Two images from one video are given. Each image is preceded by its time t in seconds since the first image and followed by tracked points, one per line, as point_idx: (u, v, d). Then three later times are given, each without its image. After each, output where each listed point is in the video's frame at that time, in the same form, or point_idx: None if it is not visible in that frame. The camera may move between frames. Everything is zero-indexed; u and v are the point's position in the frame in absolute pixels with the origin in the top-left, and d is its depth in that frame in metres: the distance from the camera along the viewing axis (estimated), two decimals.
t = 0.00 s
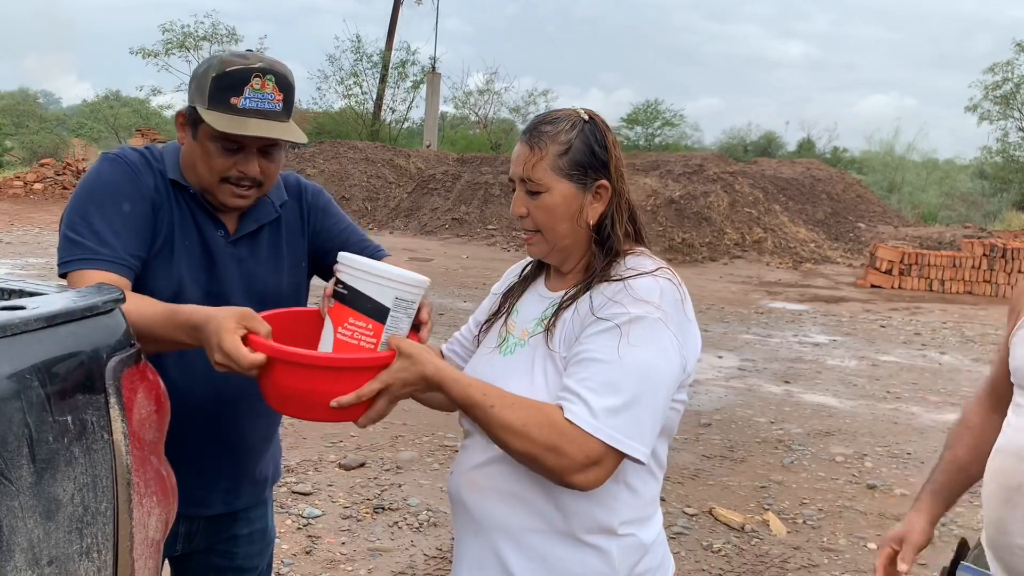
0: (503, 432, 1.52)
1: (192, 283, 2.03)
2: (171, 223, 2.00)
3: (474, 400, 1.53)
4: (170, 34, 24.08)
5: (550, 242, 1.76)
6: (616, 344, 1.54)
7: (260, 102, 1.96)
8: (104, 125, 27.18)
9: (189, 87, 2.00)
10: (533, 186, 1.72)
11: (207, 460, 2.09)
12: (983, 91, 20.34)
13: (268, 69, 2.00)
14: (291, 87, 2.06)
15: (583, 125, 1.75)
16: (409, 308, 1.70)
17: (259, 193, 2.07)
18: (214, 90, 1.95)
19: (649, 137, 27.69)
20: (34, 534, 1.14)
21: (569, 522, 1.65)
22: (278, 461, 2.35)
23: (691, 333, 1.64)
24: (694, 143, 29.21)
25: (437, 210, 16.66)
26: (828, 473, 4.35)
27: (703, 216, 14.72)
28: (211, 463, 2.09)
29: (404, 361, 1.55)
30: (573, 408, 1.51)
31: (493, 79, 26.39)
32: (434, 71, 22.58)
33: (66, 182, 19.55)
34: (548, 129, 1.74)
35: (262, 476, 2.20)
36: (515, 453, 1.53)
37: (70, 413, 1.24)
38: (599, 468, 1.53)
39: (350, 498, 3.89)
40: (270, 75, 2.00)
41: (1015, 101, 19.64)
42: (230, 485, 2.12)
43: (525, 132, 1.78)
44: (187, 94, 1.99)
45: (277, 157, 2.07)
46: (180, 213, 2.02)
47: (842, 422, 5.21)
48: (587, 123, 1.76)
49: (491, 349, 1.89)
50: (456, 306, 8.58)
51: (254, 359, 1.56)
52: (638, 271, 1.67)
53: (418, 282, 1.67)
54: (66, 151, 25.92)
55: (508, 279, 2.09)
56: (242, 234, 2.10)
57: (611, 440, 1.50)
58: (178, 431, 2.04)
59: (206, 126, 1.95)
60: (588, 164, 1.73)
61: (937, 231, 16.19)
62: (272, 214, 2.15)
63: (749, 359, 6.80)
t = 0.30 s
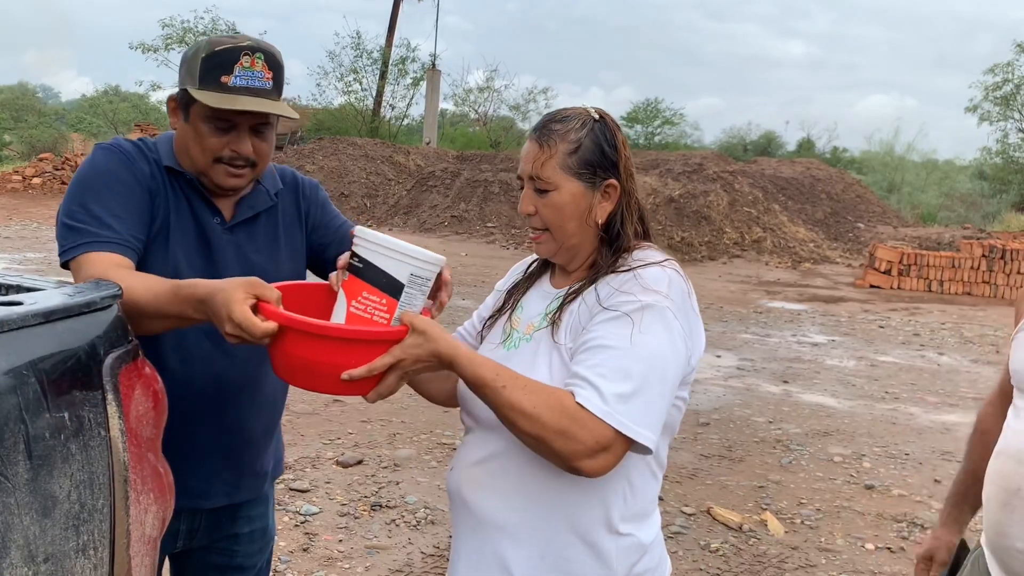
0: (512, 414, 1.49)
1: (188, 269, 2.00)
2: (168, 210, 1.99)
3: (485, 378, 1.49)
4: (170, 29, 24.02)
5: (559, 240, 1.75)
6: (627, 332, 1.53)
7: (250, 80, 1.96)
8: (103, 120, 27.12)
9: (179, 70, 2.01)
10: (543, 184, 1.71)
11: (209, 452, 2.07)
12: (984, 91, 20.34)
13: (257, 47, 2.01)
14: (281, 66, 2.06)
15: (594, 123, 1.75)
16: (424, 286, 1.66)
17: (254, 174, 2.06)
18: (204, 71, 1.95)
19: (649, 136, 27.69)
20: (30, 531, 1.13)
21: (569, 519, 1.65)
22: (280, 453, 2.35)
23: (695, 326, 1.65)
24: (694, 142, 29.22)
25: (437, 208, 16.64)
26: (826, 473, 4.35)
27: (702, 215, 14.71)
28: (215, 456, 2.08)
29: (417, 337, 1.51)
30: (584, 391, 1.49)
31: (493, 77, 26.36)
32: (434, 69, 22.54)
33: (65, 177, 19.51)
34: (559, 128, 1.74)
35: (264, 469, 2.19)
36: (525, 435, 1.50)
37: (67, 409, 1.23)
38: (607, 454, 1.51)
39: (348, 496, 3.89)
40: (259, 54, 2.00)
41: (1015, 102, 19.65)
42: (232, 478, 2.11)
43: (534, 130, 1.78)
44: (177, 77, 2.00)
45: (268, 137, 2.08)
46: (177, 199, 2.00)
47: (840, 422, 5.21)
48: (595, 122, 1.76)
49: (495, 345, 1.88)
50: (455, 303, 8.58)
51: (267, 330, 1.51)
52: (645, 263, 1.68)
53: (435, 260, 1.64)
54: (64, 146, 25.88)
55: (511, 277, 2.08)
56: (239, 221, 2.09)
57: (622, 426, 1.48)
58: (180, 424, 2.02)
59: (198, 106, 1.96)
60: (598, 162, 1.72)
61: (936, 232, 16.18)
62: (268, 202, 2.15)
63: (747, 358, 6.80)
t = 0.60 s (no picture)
0: (521, 410, 1.48)
1: (192, 261, 2.00)
2: (171, 203, 1.98)
3: (495, 374, 1.49)
4: (168, 26, 23.99)
5: (560, 239, 1.75)
6: (633, 327, 1.54)
7: (253, 66, 1.97)
8: (100, 117, 27.05)
9: (181, 60, 2.01)
10: (547, 182, 1.71)
11: (214, 448, 2.07)
12: (982, 90, 20.36)
13: (259, 35, 2.02)
14: (281, 55, 2.07)
15: (598, 122, 1.75)
16: (433, 280, 1.62)
17: (258, 161, 2.07)
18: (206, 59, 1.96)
19: (647, 134, 27.71)
20: (29, 530, 1.13)
21: (572, 516, 1.65)
22: (283, 449, 2.35)
23: (698, 321, 1.66)
24: (691, 141, 29.25)
25: (435, 206, 16.63)
26: (824, 472, 4.36)
27: (700, 214, 14.71)
28: (221, 450, 2.08)
29: (426, 332, 1.48)
30: (593, 386, 1.49)
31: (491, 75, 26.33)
32: (433, 67, 22.52)
33: (62, 175, 19.47)
34: (563, 126, 1.73)
35: (269, 463, 2.20)
36: (534, 432, 1.50)
37: (65, 407, 1.23)
38: (616, 450, 1.51)
39: (346, 494, 3.89)
40: (261, 41, 2.01)
41: (1012, 101, 19.67)
42: (239, 473, 2.11)
43: (538, 128, 1.78)
44: (179, 67, 2.00)
45: (270, 124, 2.09)
46: (180, 192, 2.00)
47: (837, 421, 5.22)
48: (600, 120, 1.76)
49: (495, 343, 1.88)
50: (453, 302, 8.58)
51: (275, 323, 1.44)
52: (649, 258, 1.68)
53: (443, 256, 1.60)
54: (62, 143, 25.84)
55: (510, 275, 2.08)
56: (242, 215, 2.10)
57: (630, 422, 1.48)
58: (184, 419, 2.02)
59: (202, 95, 1.97)
60: (601, 160, 1.72)
61: (934, 231, 16.19)
62: (270, 196, 2.16)
63: (745, 356, 6.81)
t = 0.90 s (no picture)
0: (524, 400, 1.48)
1: (192, 256, 1.99)
2: (170, 198, 1.97)
3: (497, 366, 1.48)
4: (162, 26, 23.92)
5: (558, 235, 1.74)
6: (634, 319, 1.54)
7: (252, 59, 1.97)
8: (94, 117, 26.97)
9: (178, 54, 2.00)
10: (545, 177, 1.71)
11: (217, 446, 2.07)
12: (976, 87, 20.40)
13: (257, 29, 2.02)
14: (279, 50, 2.07)
15: (594, 117, 1.75)
16: (433, 276, 1.60)
17: (256, 155, 2.07)
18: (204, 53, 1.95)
19: (643, 132, 27.73)
20: (23, 528, 1.12)
21: (572, 512, 1.65)
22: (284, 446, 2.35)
23: (697, 315, 1.66)
24: (687, 138, 29.28)
25: (430, 204, 16.62)
26: (820, 467, 4.37)
27: (695, 211, 14.72)
28: (223, 448, 2.08)
29: (428, 325, 1.47)
30: (596, 376, 1.48)
31: (486, 73, 26.30)
32: (428, 65, 22.49)
33: (57, 175, 19.40)
34: (559, 121, 1.73)
35: (272, 459, 2.20)
36: (538, 422, 1.49)
37: (59, 406, 1.22)
38: (620, 442, 1.50)
39: (343, 492, 3.89)
40: (259, 35, 2.01)
41: (1007, 97, 19.73)
42: (242, 470, 2.11)
43: (535, 124, 1.78)
44: (177, 61, 2.00)
45: (267, 119, 2.09)
46: (179, 187, 2.00)
47: (834, 417, 5.23)
48: (597, 115, 1.76)
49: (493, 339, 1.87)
50: (449, 300, 8.58)
51: (277, 320, 1.44)
52: (647, 252, 1.68)
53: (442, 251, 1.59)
54: (56, 144, 25.80)
55: (506, 271, 2.07)
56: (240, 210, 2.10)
57: (633, 412, 1.48)
58: (186, 417, 2.02)
59: (200, 88, 1.97)
60: (599, 155, 1.72)
61: (929, 227, 16.22)
62: (267, 192, 2.16)
63: (741, 353, 6.82)
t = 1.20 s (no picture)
0: (525, 398, 1.47)
1: (186, 258, 1.99)
2: (163, 200, 1.97)
3: (499, 364, 1.47)
4: (155, 28, 23.88)
5: (559, 233, 1.74)
6: (634, 319, 1.54)
7: (242, 60, 1.97)
8: (87, 120, 26.88)
9: (169, 56, 2.01)
10: (549, 174, 1.71)
11: (213, 448, 2.06)
12: (969, 84, 20.47)
13: (246, 30, 2.02)
14: (268, 50, 2.07)
15: (600, 116, 1.75)
16: (430, 274, 1.61)
17: (248, 156, 2.07)
18: (195, 53, 1.96)
19: (637, 131, 27.77)
20: (16, 534, 1.12)
21: (568, 512, 1.65)
22: (279, 447, 2.35)
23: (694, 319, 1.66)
24: (681, 138, 29.33)
25: (425, 205, 16.61)
26: (815, 465, 4.38)
27: (690, 210, 14.73)
28: (221, 449, 2.07)
29: (429, 325, 1.46)
30: (599, 375, 1.48)
31: (479, 73, 26.30)
32: (422, 66, 22.49)
33: (50, 179, 19.33)
34: (565, 119, 1.74)
35: (268, 461, 2.20)
36: (540, 421, 1.48)
37: (52, 410, 1.22)
38: (623, 441, 1.50)
39: (339, 494, 3.88)
40: (248, 36, 2.01)
41: (999, 93, 19.80)
42: (240, 472, 2.11)
43: (540, 121, 1.77)
44: (168, 62, 2.00)
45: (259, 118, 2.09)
46: (173, 189, 2.00)
47: (829, 414, 5.24)
48: (602, 113, 1.76)
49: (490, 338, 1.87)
50: (445, 301, 8.58)
51: (277, 326, 1.44)
52: (646, 255, 1.69)
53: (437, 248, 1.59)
54: (50, 147, 25.71)
55: (503, 270, 2.07)
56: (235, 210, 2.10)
57: (635, 412, 1.48)
58: (182, 420, 2.01)
59: (192, 89, 1.97)
60: (603, 154, 1.73)
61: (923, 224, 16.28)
62: (260, 192, 2.16)
63: (736, 351, 6.84)
